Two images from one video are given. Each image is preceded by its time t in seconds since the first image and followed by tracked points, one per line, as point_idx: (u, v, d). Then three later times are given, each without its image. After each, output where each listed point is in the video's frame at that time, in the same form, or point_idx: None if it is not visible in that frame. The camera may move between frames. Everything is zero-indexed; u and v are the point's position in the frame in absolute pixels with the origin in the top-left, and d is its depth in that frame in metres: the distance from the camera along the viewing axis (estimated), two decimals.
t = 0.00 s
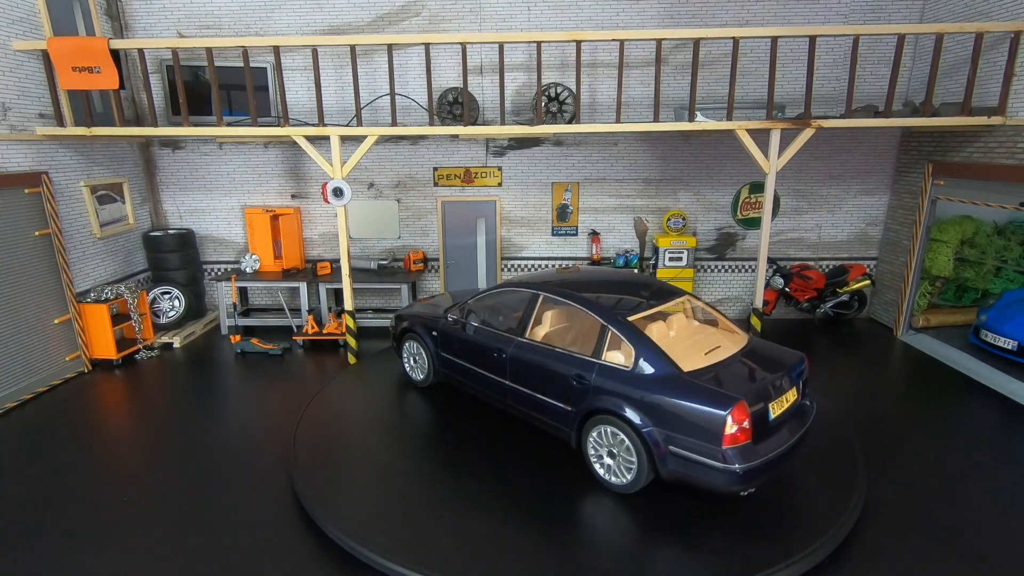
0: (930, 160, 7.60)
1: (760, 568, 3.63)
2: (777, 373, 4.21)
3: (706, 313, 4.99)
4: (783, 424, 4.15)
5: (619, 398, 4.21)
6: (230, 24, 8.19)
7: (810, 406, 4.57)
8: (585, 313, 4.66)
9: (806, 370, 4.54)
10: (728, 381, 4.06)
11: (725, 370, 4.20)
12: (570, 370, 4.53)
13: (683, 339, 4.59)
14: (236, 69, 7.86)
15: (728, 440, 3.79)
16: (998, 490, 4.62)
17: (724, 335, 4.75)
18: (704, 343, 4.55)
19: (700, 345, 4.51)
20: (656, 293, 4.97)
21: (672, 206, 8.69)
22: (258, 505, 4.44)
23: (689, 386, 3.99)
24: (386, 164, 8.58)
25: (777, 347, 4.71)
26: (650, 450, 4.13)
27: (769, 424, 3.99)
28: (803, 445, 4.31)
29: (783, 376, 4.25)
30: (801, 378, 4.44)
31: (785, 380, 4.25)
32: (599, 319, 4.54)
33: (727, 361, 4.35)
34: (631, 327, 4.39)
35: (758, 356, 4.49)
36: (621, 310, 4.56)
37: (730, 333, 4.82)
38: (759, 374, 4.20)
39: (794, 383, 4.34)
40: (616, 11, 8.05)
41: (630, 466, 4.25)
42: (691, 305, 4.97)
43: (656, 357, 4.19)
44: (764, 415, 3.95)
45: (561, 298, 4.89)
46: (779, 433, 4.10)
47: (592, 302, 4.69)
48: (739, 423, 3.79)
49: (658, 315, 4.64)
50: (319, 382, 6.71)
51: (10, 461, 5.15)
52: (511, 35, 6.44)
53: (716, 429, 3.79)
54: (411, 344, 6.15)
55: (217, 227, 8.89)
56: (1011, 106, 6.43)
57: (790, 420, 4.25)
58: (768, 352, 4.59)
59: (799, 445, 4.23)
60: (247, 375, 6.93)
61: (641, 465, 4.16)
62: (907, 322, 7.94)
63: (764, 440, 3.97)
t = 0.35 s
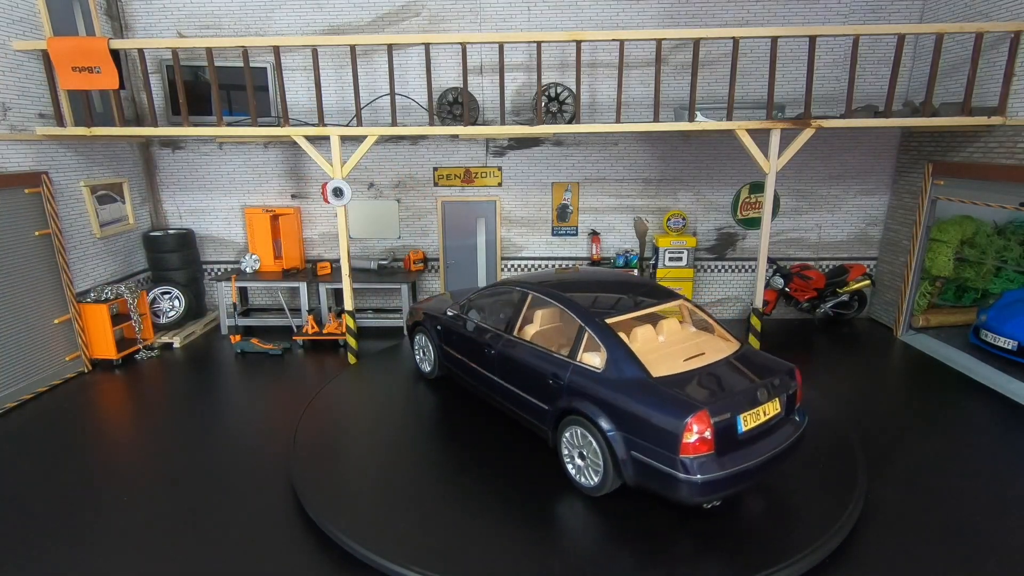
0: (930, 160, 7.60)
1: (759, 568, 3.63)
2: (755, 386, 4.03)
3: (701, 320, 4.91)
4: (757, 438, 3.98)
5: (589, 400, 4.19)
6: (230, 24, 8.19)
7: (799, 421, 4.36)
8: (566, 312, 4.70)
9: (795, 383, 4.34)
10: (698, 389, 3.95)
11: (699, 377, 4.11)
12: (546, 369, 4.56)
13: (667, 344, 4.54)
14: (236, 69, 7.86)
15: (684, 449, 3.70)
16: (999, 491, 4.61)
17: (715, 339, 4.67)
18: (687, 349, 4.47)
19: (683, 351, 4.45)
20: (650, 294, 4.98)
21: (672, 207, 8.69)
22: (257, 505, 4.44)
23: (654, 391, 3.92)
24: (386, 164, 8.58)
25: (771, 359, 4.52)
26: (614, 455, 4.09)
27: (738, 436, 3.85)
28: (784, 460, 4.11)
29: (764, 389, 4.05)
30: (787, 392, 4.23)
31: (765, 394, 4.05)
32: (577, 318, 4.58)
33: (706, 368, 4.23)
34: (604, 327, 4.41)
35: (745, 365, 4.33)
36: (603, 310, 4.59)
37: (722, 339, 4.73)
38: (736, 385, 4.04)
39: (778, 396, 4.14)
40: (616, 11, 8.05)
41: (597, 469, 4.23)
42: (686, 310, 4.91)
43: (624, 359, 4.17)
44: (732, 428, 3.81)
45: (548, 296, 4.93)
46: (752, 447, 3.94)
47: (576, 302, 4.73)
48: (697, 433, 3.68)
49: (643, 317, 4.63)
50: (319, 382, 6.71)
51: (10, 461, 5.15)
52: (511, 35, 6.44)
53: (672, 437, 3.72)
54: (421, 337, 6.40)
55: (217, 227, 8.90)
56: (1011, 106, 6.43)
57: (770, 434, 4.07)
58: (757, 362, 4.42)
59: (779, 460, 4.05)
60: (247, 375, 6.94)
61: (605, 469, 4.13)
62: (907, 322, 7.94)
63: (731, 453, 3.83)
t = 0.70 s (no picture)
0: (930, 160, 7.60)
1: (761, 568, 3.63)
2: (723, 396, 3.86)
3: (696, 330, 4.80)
4: (723, 450, 3.82)
5: (556, 399, 4.23)
6: (230, 24, 8.19)
7: (781, 436, 4.13)
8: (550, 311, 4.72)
9: (779, 396, 4.10)
10: (659, 393, 3.88)
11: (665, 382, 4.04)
12: (524, 367, 4.63)
13: (650, 349, 4.49)
14: (236, 69, 7.86)
15: (633, 454, 3.66)
16: (999, 491, 4.61)
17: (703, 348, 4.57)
18: (666, 356, 4.41)
19: (661, 357, 4.40)
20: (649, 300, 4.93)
21: (672, 207, 8.69)
22: (257, 505, 4.44)
23: (612, 394, 3.91)
24: (386, 164, 8.58)
25: (761, 370, 4.29)
26: (576, 456, 4.09)
27: (696, 446, 3.73)
28: (757, 476, 3.92)
29: (733, 401, 3.87)
30: (766, 406, 4.00)
31: (734, 405, 3.87)
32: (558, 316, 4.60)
33: (679, 375, 4.14)
34: (579, 326, 4.42)
35: (723, 373, 4.18)
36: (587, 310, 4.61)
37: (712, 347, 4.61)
38: (703, 393, 3.90)
39: (751, 409, 3.93)
40: (616, 11, 8.05)
41: (562, 468, 4.25)
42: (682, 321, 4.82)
43: (591, 359, 4.18)
44: (688, 437, 3.69)
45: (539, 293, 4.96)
46: (716, 459, 3.79)
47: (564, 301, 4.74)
48: (645, 439, 3.62)
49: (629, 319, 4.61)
50: (319, 382, 6.71)
51: (9, 461, 5.15)
52: (511, 35, 6.44)
53: (622, 441, 3.69)
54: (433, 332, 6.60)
55: (217, 227, 8.90)
56: (1011, 107, 6.43)
57: (741, 447, 3.90)
58: (742, 373, 4.21)
59: (749, 475, 3.87)
60: (247, 375, 6.94)
61: (568, 469, 4.14)
62: (907, 322, 7.93)
63: (689, 463, 3.72)
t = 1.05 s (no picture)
0: (930, 160, 7.60)
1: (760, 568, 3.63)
2: (682, 404, 3.73)
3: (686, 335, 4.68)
4: (680, 459, 3.71)
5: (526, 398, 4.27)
6: (230, 24, 8.19)
7: (752, 452, 3.90)
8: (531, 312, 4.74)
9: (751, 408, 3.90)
10: (617, 395, 3.84)
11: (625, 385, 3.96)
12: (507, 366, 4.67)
13: (630, 352, 4.43)
14: (236, 69, 7.86)
15: (581, 456, 3.66)
16: (998, 491, 4.60)
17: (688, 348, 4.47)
18: (645, 360, 4.33)
19: (636, 360, 4.33)
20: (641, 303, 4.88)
21: (672, 207, 8.69)
22: (257, 506, 4.43)
23: (570, 395, 3.91)
24: (386, 164, 8.58)
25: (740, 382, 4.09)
26: (538, 456, 4.11)
27: (649, 453, 3.65)
28: (723, 488, 3.78)
29: (693, 409, 3.74)
30: (734, 417, 3.82)
31: (694, 414, 3.74)
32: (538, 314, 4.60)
33: (646, 378, 4.06)
34: (552, 325, 4.43)
35: (696, 380, 4.04)
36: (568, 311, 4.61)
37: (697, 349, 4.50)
38: (665, 399, 3.80)
39: (715, 419, 3.77)
40: (616, 11, 8.05)
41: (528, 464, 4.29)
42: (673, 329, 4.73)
43: (560, 358, 4.19)
44: (640, 443, 3.63)
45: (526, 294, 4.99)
46: (673, 467, 3.70)
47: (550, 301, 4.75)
48: (593, 441, 3.62)
49: (613, 321, 4.59)
50: (319, 382, 6.71)
51: (9, 461, 5.16)
52: (511, 35, 6.44)
53: (571, 440, 3.72)
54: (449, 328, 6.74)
55: (217, 227, 8.90)
56: (1011, 107, 6.43)
57: (704, 457, 3.76)
58: (717, 382, 4.02)
59: (710, 486, 3.74)
60: (247, 375, 6.94)
61: (530, 465, 4.20)
62: (907, 322, 7.93)
63: (642, 469, 3.66)
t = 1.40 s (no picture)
0: (930, 160, 7.60)
1: (762, 568, 3.63)
2: (632, 409, 3.67)
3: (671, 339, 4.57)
4: (629, 464, 3.65)
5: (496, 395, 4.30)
6: (230, 24, 8.19)
7: (713, 464, 3.76)
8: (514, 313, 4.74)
9: (712, 419, 3.76)
10: (569, 395, 3.84)
11: (583, 387, 3.94)
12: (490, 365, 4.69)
13: (608, 355, 4.40)
14: (236, 69, 7.86)
15: (527, 453, 3.69)
16: (999, 491, 4.61)
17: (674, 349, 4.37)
18: (619, 364, 4.28)
19: (609, 363, 4.29)
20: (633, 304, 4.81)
21: (672, 207, 8.69)
22: (257, 506, 4.43)
23: (525, 394, 3.92)
24: (386, 164, 8.58)
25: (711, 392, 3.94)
26: (500, 453, 4.15)
27: (594, 454, 3.63)
28: (680, 497, 3.72)
29: (644, 414, 3.66)
30: (691, 426, 3.70)
31: (645, 420, 3.66)
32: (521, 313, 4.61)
33: (610, 381, 4.01)
34: (526, 324, 4.45)
35: (667, 384, 3.96)
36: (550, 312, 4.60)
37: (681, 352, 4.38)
38: (620, 402, 3.74)
39: (670, 427, 3.68)
40: (616, 11, 8.05)
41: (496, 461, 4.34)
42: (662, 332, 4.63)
43: (525, 355, 4.22)
44: (586, 444, 3.61)
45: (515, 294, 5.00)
46: (623, 472, 3.65)
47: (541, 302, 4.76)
48: (538, 439, 3.63)
49: (595, 323, 4.57)
50: (319, 381, 6.72)
51: (9, 461, 5.15)
52: (511, 35, 6.44)
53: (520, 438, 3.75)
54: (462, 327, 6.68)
55: (217, 227, 8.90)
56: (1011, 107, 6.43)
57: (656, 465, 3.68)
58: (684, 391, 3.88)
59: (663, 493, 3.68)
60: (247, 375, 6.94)
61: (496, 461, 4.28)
62: (907, 322, 7.93)
63: (587, 471, 3.64)
